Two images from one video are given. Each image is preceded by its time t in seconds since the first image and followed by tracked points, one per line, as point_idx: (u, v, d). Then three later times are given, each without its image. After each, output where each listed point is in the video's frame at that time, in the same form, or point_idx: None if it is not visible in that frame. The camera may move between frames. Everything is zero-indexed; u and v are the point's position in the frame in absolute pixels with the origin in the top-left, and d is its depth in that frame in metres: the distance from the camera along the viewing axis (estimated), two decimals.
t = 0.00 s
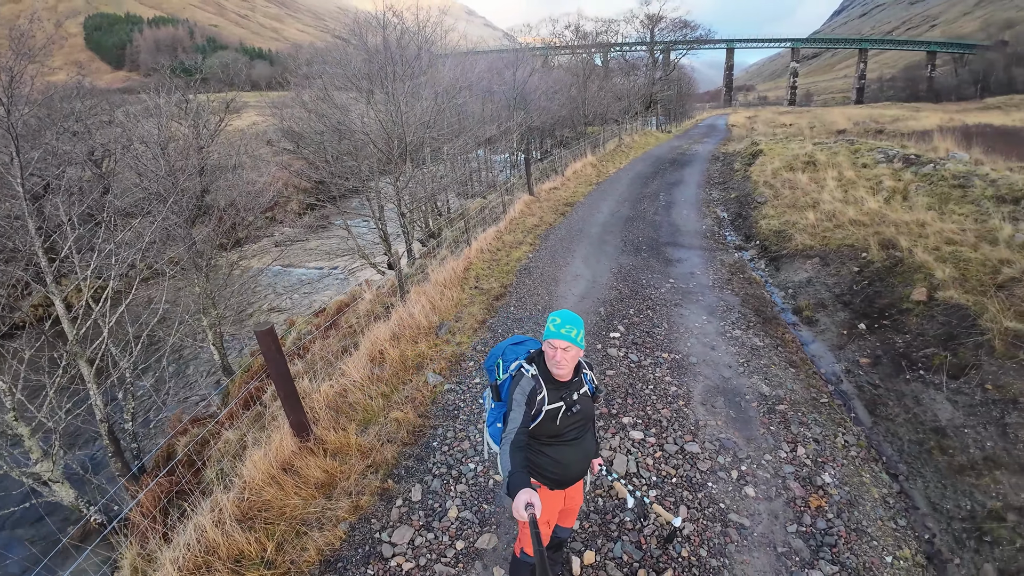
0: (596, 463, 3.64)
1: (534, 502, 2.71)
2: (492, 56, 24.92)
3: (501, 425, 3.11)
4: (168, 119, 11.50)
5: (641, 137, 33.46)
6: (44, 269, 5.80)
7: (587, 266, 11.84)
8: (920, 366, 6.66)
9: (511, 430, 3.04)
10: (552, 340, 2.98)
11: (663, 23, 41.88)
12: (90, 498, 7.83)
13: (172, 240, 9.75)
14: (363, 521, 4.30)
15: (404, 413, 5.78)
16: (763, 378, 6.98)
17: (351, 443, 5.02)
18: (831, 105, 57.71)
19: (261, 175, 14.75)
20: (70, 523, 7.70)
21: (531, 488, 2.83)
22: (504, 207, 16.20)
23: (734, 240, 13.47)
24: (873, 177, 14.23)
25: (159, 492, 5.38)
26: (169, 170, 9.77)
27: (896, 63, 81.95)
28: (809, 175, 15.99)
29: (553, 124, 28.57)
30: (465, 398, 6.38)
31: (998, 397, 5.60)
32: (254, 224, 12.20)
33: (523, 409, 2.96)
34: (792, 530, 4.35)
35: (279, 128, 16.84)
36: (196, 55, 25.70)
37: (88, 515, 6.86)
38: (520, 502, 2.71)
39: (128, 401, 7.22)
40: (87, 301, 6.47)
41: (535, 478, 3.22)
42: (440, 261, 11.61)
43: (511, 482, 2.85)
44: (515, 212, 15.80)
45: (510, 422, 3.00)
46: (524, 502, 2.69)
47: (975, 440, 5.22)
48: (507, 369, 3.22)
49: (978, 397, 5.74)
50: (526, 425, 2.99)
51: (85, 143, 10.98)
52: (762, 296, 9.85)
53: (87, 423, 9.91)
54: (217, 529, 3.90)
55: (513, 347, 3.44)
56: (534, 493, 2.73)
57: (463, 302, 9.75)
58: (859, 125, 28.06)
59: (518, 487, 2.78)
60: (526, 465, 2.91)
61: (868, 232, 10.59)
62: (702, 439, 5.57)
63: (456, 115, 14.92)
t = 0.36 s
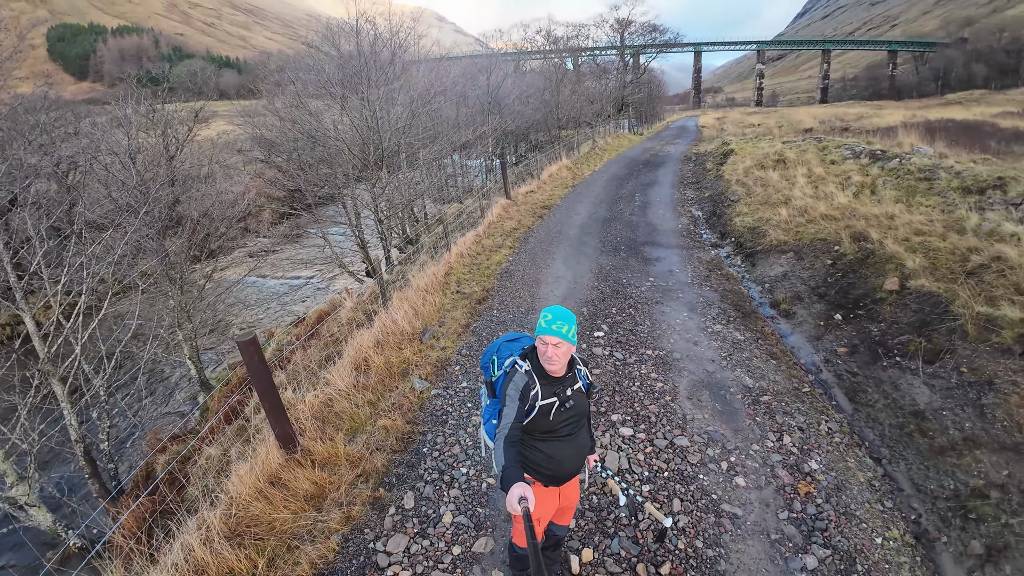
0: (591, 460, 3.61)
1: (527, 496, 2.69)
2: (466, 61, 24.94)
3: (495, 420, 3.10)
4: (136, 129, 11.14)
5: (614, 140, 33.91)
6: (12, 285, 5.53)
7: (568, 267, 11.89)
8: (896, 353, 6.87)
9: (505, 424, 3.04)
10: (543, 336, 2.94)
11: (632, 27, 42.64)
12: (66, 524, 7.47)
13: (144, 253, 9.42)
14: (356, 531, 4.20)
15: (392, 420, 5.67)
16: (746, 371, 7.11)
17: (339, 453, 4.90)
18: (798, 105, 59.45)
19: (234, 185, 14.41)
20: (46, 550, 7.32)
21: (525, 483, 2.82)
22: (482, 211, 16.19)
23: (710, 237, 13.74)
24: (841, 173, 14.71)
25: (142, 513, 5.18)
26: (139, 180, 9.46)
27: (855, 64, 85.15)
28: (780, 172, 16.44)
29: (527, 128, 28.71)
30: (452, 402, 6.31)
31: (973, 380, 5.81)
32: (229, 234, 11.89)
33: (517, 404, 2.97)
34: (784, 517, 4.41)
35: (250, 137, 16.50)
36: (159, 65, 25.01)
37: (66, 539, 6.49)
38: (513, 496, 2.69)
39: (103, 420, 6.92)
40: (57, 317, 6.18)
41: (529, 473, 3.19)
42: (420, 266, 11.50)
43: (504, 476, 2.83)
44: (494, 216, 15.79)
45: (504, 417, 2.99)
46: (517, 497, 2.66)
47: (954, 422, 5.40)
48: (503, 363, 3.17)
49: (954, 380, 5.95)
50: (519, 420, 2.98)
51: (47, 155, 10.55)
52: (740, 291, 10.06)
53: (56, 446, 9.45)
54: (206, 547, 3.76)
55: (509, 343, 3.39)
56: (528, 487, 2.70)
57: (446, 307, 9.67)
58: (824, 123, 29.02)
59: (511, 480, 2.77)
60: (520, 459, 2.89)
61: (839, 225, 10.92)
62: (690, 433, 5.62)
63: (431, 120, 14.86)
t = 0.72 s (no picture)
0: (588, 458, 3.55)
1: (520, 489, 2.76)
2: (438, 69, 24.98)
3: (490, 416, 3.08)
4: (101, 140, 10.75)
5: (585, 144, 34.37)
6: None
7: (548, 270, 11.94)
8: (871, 341, 7.12)
9: (499, 420, 3.02)
10: (538, 331, 2.92)
11: (600, 34, 43.49)
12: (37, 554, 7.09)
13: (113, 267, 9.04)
14: (352, 543, 4.09)
15: (382, 428, 5.55)
16: (729, 364, 7.25)
17: (329, 464, 4.77)
18: (763, 107, 61.29)
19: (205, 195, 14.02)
20: None
21: (518, 477, 2.86)
22: (458, 217, 16.15)
23: (684, 237, 14.03)
24: (807, 171, 15.23)
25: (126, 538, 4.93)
26: (107, 192, 9.10)
27: (814, 67, 88.65)
28: (749, 172, 16.93)
29: (500, 134, 28.83)
30: (441, 408, 6.24)
31: (947, 362, 6.06)
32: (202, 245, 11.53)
33: (510, 399, 2.93)
34: (776, 502, 4.49)
35: (219, 147, 16.10)
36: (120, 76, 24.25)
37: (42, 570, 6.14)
38: (506, 489, 2.75)
39: (76, 442, 6.60)
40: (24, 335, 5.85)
41: (523, 469, 3.15)
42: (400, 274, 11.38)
43: (497, 471, 2.84)
44: (470, 221, 15.76)
45: (498, 412, 2.97)
46: (510, 490, 2.72)
47: (931, 404, 5.61)
48: (498, 360, 3.16)
49: (928, 364, 6.19)
50: (513, 416, 2.95)
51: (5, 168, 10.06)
52: (717, 288, 10.28)
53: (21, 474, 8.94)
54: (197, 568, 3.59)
55: (506, 340, 3.39)
56: (520, 481, 2.77)
57: (428, 313, 9.58)
58: (788, 123, 30.07)
59: (504, 475, 2.78)
60: (512, 454, 2.89)
61: (810, 221, 11.29)
62: (680, 426, 5.69)
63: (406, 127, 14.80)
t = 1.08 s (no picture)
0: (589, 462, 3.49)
1: (522, 496, 2.74)
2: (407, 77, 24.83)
3: (489, 422, 3.02)
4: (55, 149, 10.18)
5: (554, 151, 34.74)
6: None
7: (526, 276, 11.97)
8: (843, 335, 7.41)
9: (498, 426, 2.96)
10: (536, 336, 2.88)
11: (565, 42, 44.29)
12: None
13: (73, 283, 8.54)
14: (348, 561, 3.97)
15: (370, 441, 5.40)
16: (710, 363, 7.41)
17: (318, 481, 4.62)
18: (725, 113, 63.38)
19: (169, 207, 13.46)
20: None
21: (519, 483, 2.84)
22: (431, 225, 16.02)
23: (656, 240, 14.33)
24: (772, 174, 15.83)
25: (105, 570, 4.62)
26: (65, 204, 8.62)
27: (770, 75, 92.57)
28: (716, 176, 17.46)
29: (469, 142, 28.89)
30: (429, 418, 6.14)
31: (917, 353, 6.34)
32: (168, 258, 11.04)
33: (510, 405, 2.88)
34: (767, 495, 4.60)
35: (181, 157, 15.51)
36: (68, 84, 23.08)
37: None
38: (508, 497, 2.73)
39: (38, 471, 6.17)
40: None
41: (524, 475, 3.08)
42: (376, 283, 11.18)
43: (497, 478, 2.80)
44: (444, 229, 15.66)
45: (497, 419, 2.92)
46: (511, 496, 2.70)
47: (904, 392, 5.85)
48: (496, 366, 3.12)
49: (899, 355, 6.48)
50: (513, 422, 2.90)
51: None
52: (693, 289, 10.53)
53: None
54: None
55: (504, 346, 3.37)
56: (522, 487, 2.74)
57: (408, 323, 9.43)
58: (749, 129, 31.24)
59: (504, 481, 2.74)
60: (512, 460, 2.84)
61: (778, 222, 11.69)
62: (668, 425, 5.77)
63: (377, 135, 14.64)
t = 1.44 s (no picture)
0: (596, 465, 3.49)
1: (529, 500, 2.73)
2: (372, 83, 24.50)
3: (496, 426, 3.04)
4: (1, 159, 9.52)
5: (520, 157, 34.93)
6: None
7: (502, 281, 11.98)
8: (815, 328, 7.74)
9: (506, 430, 2.99)
10: (543, 340, 2.90)
11: (528, 50, 44.80)
12: None
13: (29, 301, 8.00)
14: None
15: (361, 454, 5.28)
16: (692, 360, 7.59)
17: (310, 499, 4.49)
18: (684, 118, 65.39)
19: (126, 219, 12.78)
20: None
21: (527, 487, 2.83)
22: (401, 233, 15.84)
23: (627, 243, 14.64)
24: (736, 177, 16.42)
25: None
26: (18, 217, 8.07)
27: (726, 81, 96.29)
28: (682, 179, 17.99)
29: (436, 149, 28.75)
30: (418, 427, 6.05)
31: (886, 342, 6.68)
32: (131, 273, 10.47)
33: (517, 409, 2.91)
34: (758, 484, 4.75)
35: (136, 166, 14.78)
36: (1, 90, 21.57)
37: None
38: (515, 501, 2.71)
39: None
40: None
41: (530, 479, 3.08)
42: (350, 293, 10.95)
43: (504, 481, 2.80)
44: (415, 237, 15.49)
45: (505, 422, 2.94)
46: (520, 500, 2.69)
47: (876, 380, 6.16)
48: (503, 370, 3.16)
49: (869, 345, 6.81)
50: (520, 426, 2.93)
51: None
52: (667, 290, 10.80)
53: None
54: None
55: (510, 349, 3.42)
56: (530, 491, 2.74)
57: (387, 332, 9.24)
58: (709, 133, 32.38)
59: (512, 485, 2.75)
60: (520, 464, 2.86)
61: (745, 223, 12.13)
62: (658, 423, 5.86)
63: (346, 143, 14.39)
